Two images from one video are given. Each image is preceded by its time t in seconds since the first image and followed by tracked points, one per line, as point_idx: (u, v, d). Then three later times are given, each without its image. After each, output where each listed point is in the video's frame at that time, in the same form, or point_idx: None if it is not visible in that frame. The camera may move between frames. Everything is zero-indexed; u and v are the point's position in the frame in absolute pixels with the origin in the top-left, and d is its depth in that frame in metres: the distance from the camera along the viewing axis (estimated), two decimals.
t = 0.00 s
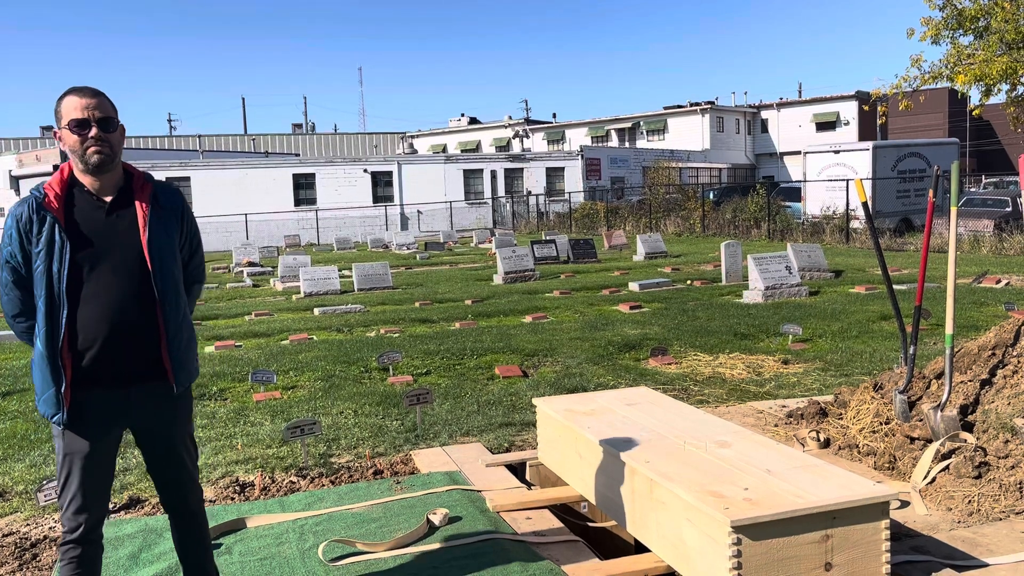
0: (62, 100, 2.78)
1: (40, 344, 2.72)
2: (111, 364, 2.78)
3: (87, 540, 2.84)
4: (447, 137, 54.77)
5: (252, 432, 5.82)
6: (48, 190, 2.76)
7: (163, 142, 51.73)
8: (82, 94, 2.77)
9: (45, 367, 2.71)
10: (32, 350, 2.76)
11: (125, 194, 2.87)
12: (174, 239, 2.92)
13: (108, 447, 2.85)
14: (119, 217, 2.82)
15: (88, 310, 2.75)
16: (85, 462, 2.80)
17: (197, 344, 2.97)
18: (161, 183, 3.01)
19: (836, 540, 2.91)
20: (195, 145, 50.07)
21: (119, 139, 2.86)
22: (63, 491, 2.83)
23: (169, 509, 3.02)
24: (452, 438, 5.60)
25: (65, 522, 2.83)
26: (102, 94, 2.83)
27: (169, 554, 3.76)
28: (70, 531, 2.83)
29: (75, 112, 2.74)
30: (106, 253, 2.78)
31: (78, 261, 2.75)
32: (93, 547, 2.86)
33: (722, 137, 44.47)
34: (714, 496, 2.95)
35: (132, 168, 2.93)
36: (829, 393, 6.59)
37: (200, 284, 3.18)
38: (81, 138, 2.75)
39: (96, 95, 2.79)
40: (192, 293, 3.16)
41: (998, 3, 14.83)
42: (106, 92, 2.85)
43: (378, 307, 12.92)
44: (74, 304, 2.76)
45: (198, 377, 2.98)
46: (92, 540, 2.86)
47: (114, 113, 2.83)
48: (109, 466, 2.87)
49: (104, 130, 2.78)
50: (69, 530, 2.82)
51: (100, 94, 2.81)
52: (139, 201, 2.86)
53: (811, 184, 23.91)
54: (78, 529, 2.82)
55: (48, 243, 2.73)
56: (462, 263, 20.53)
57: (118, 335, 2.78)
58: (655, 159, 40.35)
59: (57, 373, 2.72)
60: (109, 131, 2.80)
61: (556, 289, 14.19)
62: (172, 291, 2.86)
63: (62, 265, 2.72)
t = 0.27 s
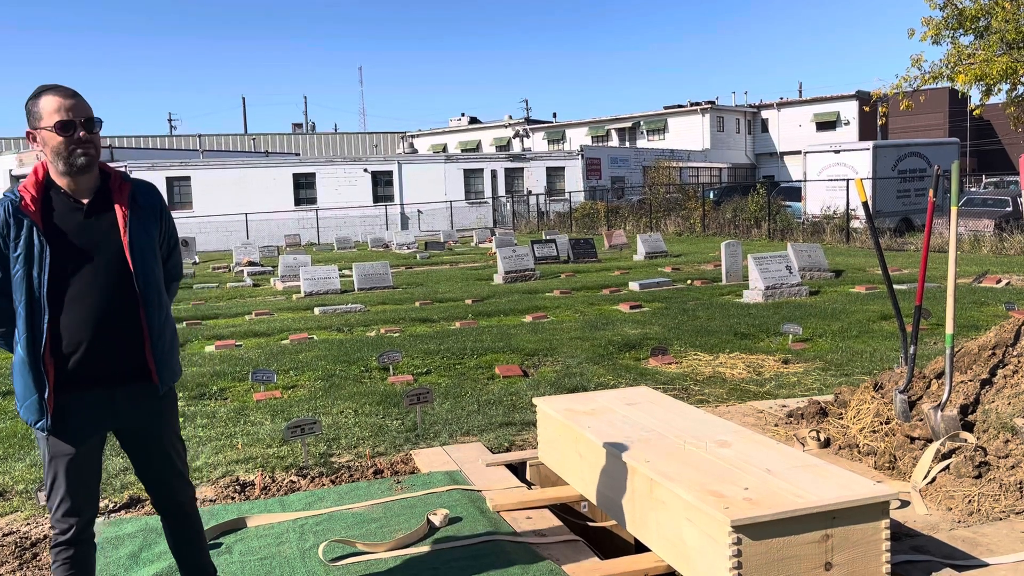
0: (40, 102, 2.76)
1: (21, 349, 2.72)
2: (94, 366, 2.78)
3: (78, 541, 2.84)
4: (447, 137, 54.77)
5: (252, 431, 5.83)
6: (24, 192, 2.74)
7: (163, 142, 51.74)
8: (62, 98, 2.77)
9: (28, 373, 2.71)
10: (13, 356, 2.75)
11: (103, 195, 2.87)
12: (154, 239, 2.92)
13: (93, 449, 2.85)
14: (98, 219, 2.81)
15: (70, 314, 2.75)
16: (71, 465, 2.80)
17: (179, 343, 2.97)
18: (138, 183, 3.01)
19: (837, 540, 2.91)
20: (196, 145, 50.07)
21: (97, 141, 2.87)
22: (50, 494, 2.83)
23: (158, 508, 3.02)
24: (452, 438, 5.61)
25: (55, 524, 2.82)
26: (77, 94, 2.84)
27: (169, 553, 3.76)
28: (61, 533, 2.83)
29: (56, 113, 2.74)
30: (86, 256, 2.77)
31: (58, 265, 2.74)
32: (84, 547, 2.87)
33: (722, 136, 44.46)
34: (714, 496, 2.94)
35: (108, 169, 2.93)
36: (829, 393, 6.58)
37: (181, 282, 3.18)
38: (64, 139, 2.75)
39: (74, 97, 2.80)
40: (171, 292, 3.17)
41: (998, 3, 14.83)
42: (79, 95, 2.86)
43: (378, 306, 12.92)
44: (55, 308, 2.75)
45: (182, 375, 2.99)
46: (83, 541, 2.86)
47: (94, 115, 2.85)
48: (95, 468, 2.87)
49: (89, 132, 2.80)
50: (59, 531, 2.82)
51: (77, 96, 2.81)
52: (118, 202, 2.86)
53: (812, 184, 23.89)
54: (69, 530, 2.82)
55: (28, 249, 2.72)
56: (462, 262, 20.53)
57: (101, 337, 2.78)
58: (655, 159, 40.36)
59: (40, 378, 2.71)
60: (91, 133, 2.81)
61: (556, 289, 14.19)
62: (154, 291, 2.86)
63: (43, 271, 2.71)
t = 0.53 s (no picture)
0: (32, 103, 2.72)
1: (15, 353, 2.70)
2: (91, 367, 2.78)
3: (78, 540, 2.84)
4: (447, 136, 54.79)
5: (252, 431, 5.83)
6: (16, 194, 2.71)
7: (163, 141, 51.76)
8: (55, 97, 2.73)
9: (23, 376, 2.69)
10: (6, 360, 2.73)
11: (96, 196, 2.86)
12: (147, 237, 2.93)
13: (91, 450, 2.85)
14: (92, 220, 2.81)
15: (65, 315, 2.74)
16: (68, 465, 2.79)
17: (174, 341, 2.99)
18: (128, 181, 3.00)
19: (837, 540, 2.91)
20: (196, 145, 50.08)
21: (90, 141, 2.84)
22: (48, 494, 2.82)
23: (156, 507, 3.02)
24: (452, 438, 5.61)
25: (54, 524, 2.82)
26: (68, 94, 2.80)
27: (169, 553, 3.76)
28: (60, 533, 2.82)
29: (50, 114, 2.70)
30: (81, 257, 2.77)
31: (54, 267, 2.73)
32: (83, 547, 2.86)
33: (722, 136, 44.45)
34: (714, 496, 2.94)
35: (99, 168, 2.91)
36: (829, 393, 6.58)
37: (172, 279, 3.19)
38: (58, 141, 2.71)
39: (65, 97, 2.77)
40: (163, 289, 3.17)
41: (999, 3, 14.82)
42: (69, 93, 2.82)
43: (379, 306, 12.92)
44: (50, 311, 2.74)
45: (178, 373, 3.00)
46: (82, 540, 2.86)
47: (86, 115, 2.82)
48: (92, 468, 2.87)
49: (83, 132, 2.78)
50: (58, 531, 2.81)
51: (69, 96, 2.78)
52: (112, 204, 2.86)
53: (812, 183, 23.88)
54: (68, 530, 2.82)
55: (21, 252, 2.69)
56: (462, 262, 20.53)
57: (97, 338, 2.78)
58: (655, 159, 40.36)
59: (35, 381, 2.70)
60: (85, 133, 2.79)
61: (557, 289, 14.19)
62: (150, 289, 2.87)
63: (38, 273, 2.70)
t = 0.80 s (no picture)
0: (51, 103, 2.73)
1: (35, 349, 2.71)
2: (108, 365, 2.78)
3: (86, 538, 2.84)
4: (447, 136, 54.81)
5: (252, 430, 5.83)
6: (38, 192, 2.72)
7: (164, 141, 51.79)
8: (72, 97, 2.73)
9: (41, 372, 2.70)
10: (26, 356, 2.75)
11: (115, 194, 2.86)
12: (166, 236, 2.92)
13: (106, 448, 2.85)
14: (111, 218, 2.81)
15: (85, 312, 2.75)
16: (82, 462, 2.80)
17: (192, 340, 2.98)
18: (150, 180, 3.00)
19: (837, 540, 2.91)
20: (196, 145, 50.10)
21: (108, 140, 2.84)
22: (60, 492, 2.82)
23: (165, 507, 3.02)
24: (452, 437, 5.61)
25: (63, 521, 2.82)
26: (87, 93, 2.81)
27: (169, 553, 3.76)
28: (69, 530, 2.83)
29: (66, 114, 2.71)
30: (100, 255, 2.78)
31: (73, 264, 2.74)
32: (90, 545, 2.86)
33: (722, 136, 44.44)
34: (715, 495, 2.95)
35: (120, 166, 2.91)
36: (830, 393, 6.58)
37: (192, 278, 3.18)
38: (75, 139, 2.72)
39: (84, 96, 2.77)
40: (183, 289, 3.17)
41: (999, 3, 14.82)
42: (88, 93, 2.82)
43: (379, 306, 12.92)
44: (69, 308, 2.75)
45: (195, 373, 2.99)
46: (90, 538, 2.86)
47: (105, 114, 2.82)
48: (105, 467, 2.87)
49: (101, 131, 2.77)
50: (67, 528, 2.82)
51: (88, 95, 2.79)
52: (131, 201, 2.85)
53: (812, 183, 23.87)
54: (77, 528, 2.82)
55: (43, 249, 2.72)
56: (462, 262, 20.54)
57: (115, 336, 2.78)
58: (656, 158, 40.36)
59: (52, 378, 2.71)
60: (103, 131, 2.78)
61: (556, 288, 14.19)
62: (166, 288, 2.86)
63: (58, 270, 2.72)
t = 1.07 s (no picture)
0: (85, 101, 2.77)
1: (59, 342, 2.72)
2: (129, 361, 2.79)
3: (96, 537, 2.83)
4: (447, 136, 54.82)
5: (252, 430, 5.83)
6: (66, 190, 2.74)
7: (164, 141, 51.81)
8: (104, 96, 2.77)
9: (66, 366, 2.71)
10: (50, 349, 2.75)
11: (140, 193, 2.86)
12: (189, 236, 2.93)
13: (124, 446, 2.84)
14: (136, 216, 2.82)
15: (108, 307, 2.75)
16: (100, 458, 2.80)
17: (211, 340, 2.98)
18: (174, 182, 3.01)
19: (836, 539, 2.91)
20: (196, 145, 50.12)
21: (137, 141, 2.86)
22: (75, 488, 2.82)
23: (176, 507, 3.02)
24: (452, 437, 5.61)
25: (76, 518, 2.81)
26: (120, 94, 2.84)
27: (169, 553, 3.76)
28: (80, 527, 2.81)
29: (100, 112, 2.74)
30: (124, 251, 2.78)
31: (97, 259, 2.74)
32: (100, 544, 2.85)
33: (722, 135, 44.43)
34: (716, 494, 2.95)
35: (147, 168, 2.92)
36: (829, 393, 6.58)
37: (213, 280, 3.19)
38: (107, 138, 2.75)
39: (117, 97, 2.80)
40: (204, 290, 3.17)
41: (999, 3, 14.83)
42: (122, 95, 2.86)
43: (379, 305, 12.93)
44: (93, 303, 2.75)
45: (213, 373, 2.99)
46: (101, 537, 2.85)
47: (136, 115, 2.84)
48: (123, 465, 2.86)
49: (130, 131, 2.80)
50: (79, 526, 2.81)
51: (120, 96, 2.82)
52: (155, 200, 2.86)
53: (811, 183, 23.86)
54: (89, 525, 2.81)
55: (68, 244, 2.72)
56: (462, 262, 20.54)
57: (137, 333, 2.78)
58: (655, 158, 40.36)
59: (76, 372, 2.72)
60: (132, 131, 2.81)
61: (557, 288, 14.19)
62: (188, 287, 2.87)
63: (82, 265, 2.72)
